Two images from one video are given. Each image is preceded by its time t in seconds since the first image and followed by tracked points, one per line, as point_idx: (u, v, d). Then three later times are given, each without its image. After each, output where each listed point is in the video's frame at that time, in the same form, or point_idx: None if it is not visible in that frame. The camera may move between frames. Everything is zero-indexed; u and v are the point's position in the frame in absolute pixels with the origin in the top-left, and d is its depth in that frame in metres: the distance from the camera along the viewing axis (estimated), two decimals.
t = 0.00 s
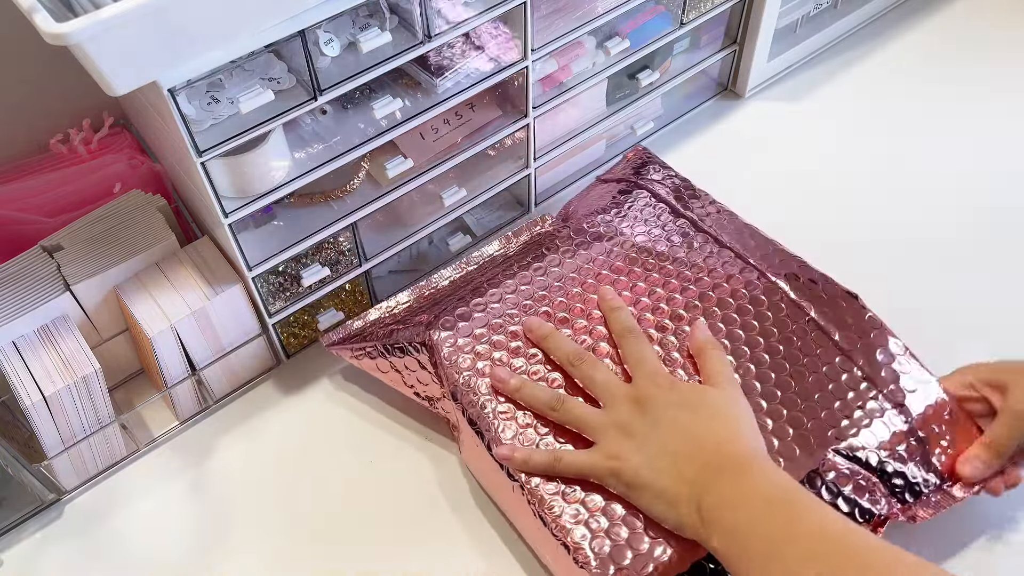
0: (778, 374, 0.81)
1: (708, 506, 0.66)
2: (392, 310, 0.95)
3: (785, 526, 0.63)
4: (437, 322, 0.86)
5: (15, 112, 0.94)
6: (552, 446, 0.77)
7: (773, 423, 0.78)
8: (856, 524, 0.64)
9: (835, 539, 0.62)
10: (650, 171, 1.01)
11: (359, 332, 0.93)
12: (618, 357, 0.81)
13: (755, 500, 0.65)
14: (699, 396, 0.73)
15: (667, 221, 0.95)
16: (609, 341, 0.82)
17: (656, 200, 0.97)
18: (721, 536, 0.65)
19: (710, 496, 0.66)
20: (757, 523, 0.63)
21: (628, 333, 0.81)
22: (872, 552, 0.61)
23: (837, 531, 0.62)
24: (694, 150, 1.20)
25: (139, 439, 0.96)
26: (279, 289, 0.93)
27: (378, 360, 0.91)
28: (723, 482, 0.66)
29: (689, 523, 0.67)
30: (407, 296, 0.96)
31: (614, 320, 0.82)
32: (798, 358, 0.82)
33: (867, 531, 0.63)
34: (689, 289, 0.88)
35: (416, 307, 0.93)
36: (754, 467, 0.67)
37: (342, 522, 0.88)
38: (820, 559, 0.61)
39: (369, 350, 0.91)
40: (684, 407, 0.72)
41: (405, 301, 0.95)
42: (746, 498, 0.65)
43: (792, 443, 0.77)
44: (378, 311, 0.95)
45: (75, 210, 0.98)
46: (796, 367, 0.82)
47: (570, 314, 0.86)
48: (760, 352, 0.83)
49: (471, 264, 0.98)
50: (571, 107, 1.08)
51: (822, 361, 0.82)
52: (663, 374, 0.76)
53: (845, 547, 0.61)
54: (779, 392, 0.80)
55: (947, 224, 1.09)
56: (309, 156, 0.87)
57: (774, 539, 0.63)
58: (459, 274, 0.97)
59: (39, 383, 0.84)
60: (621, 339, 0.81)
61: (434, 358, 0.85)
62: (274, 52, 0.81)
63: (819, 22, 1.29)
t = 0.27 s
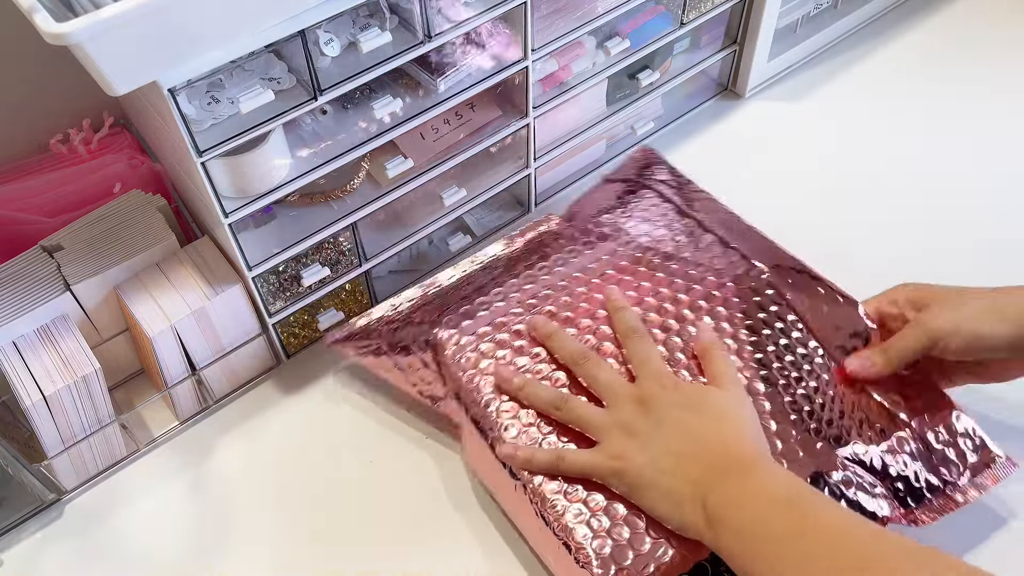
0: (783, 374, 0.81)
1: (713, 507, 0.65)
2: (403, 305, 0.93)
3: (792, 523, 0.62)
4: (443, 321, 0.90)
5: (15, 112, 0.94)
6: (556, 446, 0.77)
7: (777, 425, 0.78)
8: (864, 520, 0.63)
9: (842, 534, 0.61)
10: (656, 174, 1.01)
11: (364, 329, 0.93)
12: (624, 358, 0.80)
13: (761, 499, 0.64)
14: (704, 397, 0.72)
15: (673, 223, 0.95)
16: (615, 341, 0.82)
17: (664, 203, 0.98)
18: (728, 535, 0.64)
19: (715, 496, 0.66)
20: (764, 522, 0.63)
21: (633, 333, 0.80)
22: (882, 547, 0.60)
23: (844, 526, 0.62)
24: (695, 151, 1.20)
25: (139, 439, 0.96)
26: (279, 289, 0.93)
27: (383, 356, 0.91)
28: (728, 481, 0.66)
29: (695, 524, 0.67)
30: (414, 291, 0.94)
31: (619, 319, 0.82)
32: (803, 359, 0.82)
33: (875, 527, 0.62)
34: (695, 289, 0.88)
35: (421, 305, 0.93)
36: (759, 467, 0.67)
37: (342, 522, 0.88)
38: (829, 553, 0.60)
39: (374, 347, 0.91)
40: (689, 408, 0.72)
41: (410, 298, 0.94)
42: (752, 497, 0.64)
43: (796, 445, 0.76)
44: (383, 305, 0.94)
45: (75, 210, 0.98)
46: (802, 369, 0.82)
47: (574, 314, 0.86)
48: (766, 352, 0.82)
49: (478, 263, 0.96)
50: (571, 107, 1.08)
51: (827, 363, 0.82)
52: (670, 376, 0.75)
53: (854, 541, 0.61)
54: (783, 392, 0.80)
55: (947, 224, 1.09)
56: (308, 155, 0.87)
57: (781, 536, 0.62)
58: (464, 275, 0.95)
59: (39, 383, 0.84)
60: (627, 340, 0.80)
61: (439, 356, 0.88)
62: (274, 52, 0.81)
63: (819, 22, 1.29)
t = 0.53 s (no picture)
0: (790, 379, 0.81)
1: (718, 507, 0.65)
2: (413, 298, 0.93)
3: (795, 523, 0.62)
4: (451, 314, 0.89)
5: (15, 112, 0.94)
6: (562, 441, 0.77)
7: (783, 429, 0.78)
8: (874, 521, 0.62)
9: (847, 535, 0.60)
10: (676, 173, 1.00)
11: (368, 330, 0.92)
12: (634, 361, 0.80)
13: (765, 500, 0.64)
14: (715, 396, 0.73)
15: (686, 223, 0.94)
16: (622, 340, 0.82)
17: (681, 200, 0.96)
18: (733, 537, 0.64)
19: (720, 498, 0.66)
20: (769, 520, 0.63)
21: (641, 332, 0.81)
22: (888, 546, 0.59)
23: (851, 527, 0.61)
24: (695, 150, 1.20)
25: (139, 439, 0.96)
26: (279, 289, 0.94)
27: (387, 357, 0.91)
28: (733, 484, 0.66)
29: (700, 526, 0.67)
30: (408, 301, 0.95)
31: (628, 317, 0.82)
32: (811, 363, 0.82)
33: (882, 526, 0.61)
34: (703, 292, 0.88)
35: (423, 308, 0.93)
36: (765, 469, 0.67)
37: (342, 522, 0.88)
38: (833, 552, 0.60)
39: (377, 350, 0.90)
40: (692, 409, 0.72)
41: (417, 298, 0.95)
42: (757, 498, 0.64)
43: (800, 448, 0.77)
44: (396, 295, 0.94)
45: (75, 211, 0.98)
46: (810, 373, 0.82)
47: (584, 313, 0.86)
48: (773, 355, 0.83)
49: (473, 266, 0.95)
50: (571, 107, 1.08)
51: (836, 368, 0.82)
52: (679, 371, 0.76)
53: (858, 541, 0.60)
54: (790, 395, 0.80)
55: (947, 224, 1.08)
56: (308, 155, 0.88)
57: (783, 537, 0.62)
58: (463, 275, 0.94)
59: (39, 383, 0.84)
60: (633, 340, 0.80)
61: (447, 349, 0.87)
62: (274, 52, 0.81)
63: (819, 22, 1.29)
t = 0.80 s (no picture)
0: (779, 372, 0.81)
1: (722, 508, 0.66)
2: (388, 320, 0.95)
3: (799, 521, 0.62)
4: (434, 330, 0.86)
5: (16, 112, 0.94)
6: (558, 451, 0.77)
7: (777, 421, 0.78)
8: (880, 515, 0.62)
9: (851, 530, 0.60)
10: (641, 173, 0.99)
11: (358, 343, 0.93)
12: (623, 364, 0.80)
13: (768, 498, 0.64)
14: (703, 402, 0.72)
15: (663, 220, 0.94)
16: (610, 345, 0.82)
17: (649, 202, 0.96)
18: (738, 537, 0.64)
19: (723, 499, 0.66)
20: (773, 518, 0.63)
21: (629, 335, 0.81)
22: (893, 539, 0.59)
23: (856, 522, 0.61)
24: (695, 150, 1.20)
25: (139, 439, 0.96)
26: (279, 289, 0.93)
27: (376, 371, 0.91)
28: (736, 484, 0.66)
29: (705, 526, 0.67)
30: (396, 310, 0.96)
31: (614, 323, 0.82)
32: (796, 357, 0.82)
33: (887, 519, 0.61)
34: (688, 290, 0.87)
35: (411, 318, 0.93)
36: (767, 466, 0.67)
37: (343, 523, 0.88)
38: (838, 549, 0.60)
39: (366, 361, 0.90)
40: (689, 412, 0.72)
41: (399, 311, 0.95)
42: (760, 496, 0.64)
43: (796, 440, 0.77)
44: (372, 318, 0.96)
45: (76, 210, 0.98)
46: (796, 367, 0.82)
47: (570, 319, 0.86)
48: (757, 350, 0.83)
49: (465, 271, 0.98)
50: (571, 107, 1.08)
51: (822, 359, 0.82)
52: (667, 380, 0.75)
53: (862, 536, 0.60)
54: (778, 389, 0.80)
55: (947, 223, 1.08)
56: (308, 155, 0.87)
57: (787, 534, 0.62)
58: (452, 280, 0.97)
59: (39, 383, 0.84)
60: (623, 342, 0.80)
61: (434, 368, 0.85)
62: (274, 52, 0.81)
63: (819, 22, 1.29)
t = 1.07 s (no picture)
0: (778, 370, 0.81)
1: (722, 507, 0.66)
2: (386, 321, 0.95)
3: (799, 519, 0.62)
4: (433, 332, 0.86)
5: (16, 112, 0.94)
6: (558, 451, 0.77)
7: (776, 420, 0.78)
8: (879, 512, 0.62)
9: (851, 527, 0.60)
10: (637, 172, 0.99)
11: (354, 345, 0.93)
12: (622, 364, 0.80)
13: (768, 497, 0.64)
14: (703, 402, 0.72)
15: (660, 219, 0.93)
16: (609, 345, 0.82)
17: (639, 202, 0.95)
18: (739, 536, 0.64)
19: (722, 498, 0.66)
20: (774, 517, 0.63)
21: (626, 335, 0.81)
22: (892, 536, 0.59)
23: (855, 519, 0.61)
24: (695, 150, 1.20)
25: (139, 439, 0.96)
26: (279, 289, 0.93)
27: (374, 373, 0.91)
28: (736, 482, 0.66)
29: (705, 526, 0.67)
30: (394, 312, 0.96)
31: (612, 323, 0.82)
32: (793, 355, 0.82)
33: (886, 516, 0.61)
34: (685, 289, 0.87)
35: (408, 319, 0.93)
36: (767, 464, 0.67)
37: (343, 523, 0.88)
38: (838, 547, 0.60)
39: (363, 364, 0.90)
40: (689, 413, 0.71)
41: (395, 314, 0.96)
42: (761, 495, 0.64)
43: (795, 438, 0.77)
44: (369, 321, 0.96)
45: (76, 211, 0.98)
46: (793, 365, 0.81)
47: (568, 320, 0.85)
48: (755, 348, 0.83)
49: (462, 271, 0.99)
50: (571, 107, 1.08)
51: (819, 357, 0.82)
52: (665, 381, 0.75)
53: (862, 534, 0.60)
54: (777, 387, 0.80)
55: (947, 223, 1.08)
56: (308, 155, 0.87)
57: (788, 533, 0.62)
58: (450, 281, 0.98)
59: (39, 383, 0.84)
60: (621, 343, 0.80)
61: (433, 370, 0.85)
62: (274, 52, 0.81)
63: (819, 22, 1.29)
